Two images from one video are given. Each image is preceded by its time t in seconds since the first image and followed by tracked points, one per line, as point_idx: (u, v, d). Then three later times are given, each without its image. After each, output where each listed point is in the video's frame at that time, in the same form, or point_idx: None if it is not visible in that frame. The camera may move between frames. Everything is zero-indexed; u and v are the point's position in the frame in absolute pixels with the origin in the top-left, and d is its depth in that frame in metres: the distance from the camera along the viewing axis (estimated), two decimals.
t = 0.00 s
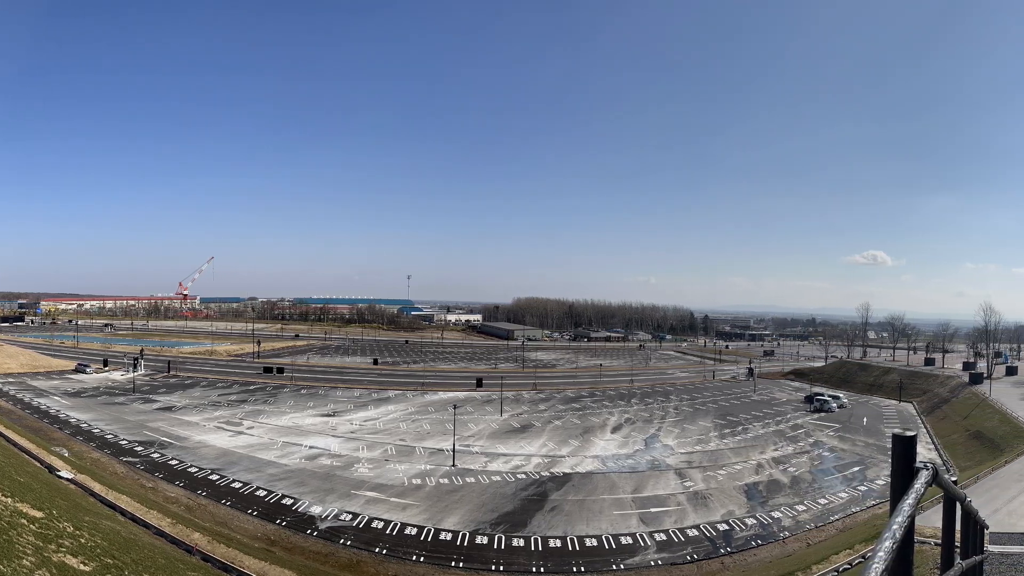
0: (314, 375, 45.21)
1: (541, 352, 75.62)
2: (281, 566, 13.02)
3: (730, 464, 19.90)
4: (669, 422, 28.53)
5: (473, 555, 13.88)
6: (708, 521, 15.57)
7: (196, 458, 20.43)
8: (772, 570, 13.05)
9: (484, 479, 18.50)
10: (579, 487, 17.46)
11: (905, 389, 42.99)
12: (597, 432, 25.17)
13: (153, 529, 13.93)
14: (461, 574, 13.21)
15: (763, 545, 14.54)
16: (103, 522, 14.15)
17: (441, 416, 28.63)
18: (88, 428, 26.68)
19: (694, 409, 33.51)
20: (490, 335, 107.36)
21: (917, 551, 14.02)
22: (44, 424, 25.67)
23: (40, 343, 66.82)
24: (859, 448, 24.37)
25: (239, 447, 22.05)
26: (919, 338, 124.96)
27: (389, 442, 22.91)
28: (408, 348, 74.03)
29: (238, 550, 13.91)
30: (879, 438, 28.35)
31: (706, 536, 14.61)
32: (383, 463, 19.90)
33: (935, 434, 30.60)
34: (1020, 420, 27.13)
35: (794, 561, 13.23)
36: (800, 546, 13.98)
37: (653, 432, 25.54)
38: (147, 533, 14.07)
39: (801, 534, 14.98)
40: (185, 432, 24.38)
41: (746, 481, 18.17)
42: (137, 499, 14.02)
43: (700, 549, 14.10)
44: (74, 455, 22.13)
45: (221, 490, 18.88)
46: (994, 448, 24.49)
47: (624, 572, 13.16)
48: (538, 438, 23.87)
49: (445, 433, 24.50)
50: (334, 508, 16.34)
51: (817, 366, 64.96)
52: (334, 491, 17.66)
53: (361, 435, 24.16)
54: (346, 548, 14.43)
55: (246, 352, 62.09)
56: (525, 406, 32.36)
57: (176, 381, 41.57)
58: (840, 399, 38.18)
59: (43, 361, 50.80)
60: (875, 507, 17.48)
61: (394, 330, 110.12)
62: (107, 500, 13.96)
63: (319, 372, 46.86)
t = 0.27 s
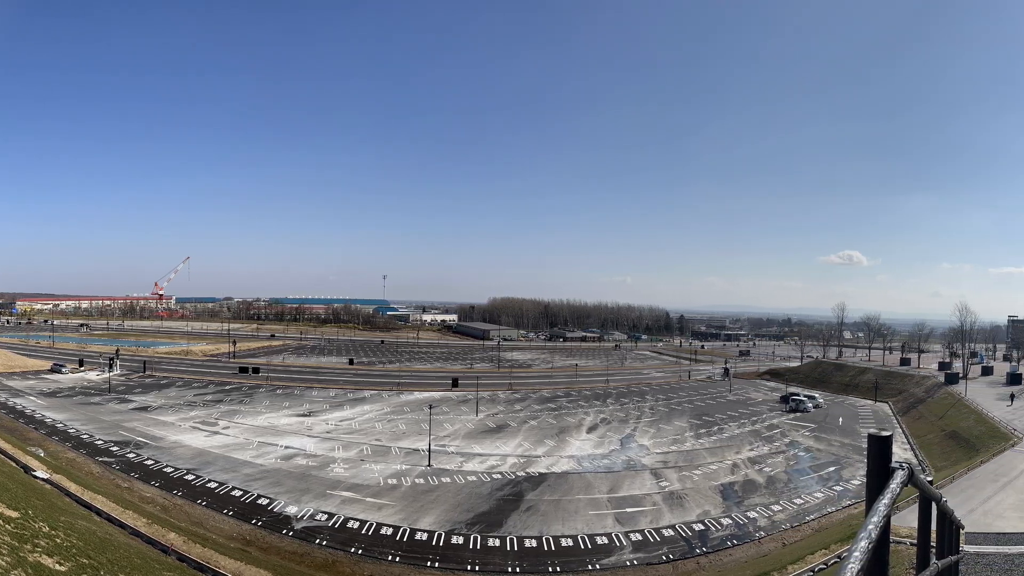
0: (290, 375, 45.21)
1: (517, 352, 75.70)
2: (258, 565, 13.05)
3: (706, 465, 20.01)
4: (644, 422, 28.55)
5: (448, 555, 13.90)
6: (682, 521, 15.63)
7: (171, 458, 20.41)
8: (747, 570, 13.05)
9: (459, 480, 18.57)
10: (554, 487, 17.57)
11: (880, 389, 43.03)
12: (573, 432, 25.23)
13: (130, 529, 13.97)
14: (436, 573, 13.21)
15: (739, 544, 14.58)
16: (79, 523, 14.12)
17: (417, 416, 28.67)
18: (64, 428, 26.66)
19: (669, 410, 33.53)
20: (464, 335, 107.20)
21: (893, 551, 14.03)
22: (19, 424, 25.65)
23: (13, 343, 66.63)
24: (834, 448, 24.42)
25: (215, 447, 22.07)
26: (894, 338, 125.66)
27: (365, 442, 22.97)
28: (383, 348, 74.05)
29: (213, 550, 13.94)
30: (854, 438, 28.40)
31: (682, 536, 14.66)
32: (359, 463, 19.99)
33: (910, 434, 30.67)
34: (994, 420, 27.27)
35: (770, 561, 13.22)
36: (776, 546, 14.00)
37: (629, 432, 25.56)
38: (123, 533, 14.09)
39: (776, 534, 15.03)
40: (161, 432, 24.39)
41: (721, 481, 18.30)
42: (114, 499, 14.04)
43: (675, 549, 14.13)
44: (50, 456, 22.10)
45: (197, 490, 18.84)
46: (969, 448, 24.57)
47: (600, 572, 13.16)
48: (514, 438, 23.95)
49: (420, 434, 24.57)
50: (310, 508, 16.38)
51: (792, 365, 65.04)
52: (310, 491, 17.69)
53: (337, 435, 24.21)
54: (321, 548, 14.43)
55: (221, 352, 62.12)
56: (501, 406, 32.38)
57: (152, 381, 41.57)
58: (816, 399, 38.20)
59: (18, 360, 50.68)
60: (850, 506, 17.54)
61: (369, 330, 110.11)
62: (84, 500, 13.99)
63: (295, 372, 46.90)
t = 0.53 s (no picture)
0: (266, 375, 45.18)
1: (492, 352, 75.70)
2: (233, 565, 13.04)
3: (682, 465, 20.04)
4: (620, 422, 28.52)
5: (424, 555, 13.89)
6: (658, 521, 15.64)
7: (147, 458, 20.38)
8: (723, 570, 13.03)
9: (434, 480, 18.57)
10: (530, 487, 17.58)
11: (856, 389, 43.04)
12: (549, 432, 25.25)
13: (105, 528, 13.96)
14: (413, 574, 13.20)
15: (714, 545, 14.59)
16: (54, 522, 14.04)
17: (391, 416, 28.67)
18: (40, 428, 26.62)
19: (645, 409, 33.51)
20: (438, 336, 107.08)
21: (869, 552, 14.03)
22: None
23: None
24: (810, 448, 24.41)
25: (191, 447, 22.05)
26: (870, 338, 126.11)
27: (341, 442, 22.98)
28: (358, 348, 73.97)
29: (189, 550, 13.93)
30: (829, 438, 28.42)
31: (658, 536, 14.65)
32: (334, 463, 20.01)
33: (886, 434, 30.73)
34: (969, 421, 27.33)
35: (746, 561, 13.20)
36: (752, 546, 13.99)
37: (605, 432, 25.54)
38: (98, 532, 14.05)
39: (751, 534, 15.05)
40: (136, 432, 24.37)
41: (696, 481, 18.35)
42: (89, 498, 14.01)
43: (652, 549, 14.12)
44: (25, 455, 22.06)
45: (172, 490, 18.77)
46: (944, 448, 24.59)
47: (576, 572, 13.16)
48: (489, 438, 23.98)
49: (395, 434, 24.59)
50: (285, 508, 16.39)
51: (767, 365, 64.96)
52: (285, 491, 17.71)
53: (312, 435, 24.22)
54: (296, 548, 14.41)
55: (196, 353, 62.05)
56: (476, 406, 32.38)
57: (127, 381, 41.56)
58: (791, 399, 38.18)
59: None
60: (826, 506, 17.57)
61: (345, 330, 110.04)
62: (58, 499, 13.95)
63: (271, 372, 46.90)
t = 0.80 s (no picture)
0: (242, 375, 45.18)
1: (468, 351, 75.85)
2: (209, 565, 13.02)
3: (658, 465, 20.09)
4: (596, 422, 28.51)
5: (399, 555, 13.88)
6: (635, 521, 15.66)
7: (122, 458, 20.38)
8: (697, 570, 13.03)
9: (410, 480, 18.62)
10: (505, 487, 17.60)
11: (832, 389, 43.11)
12: (524, 432, 25.30)
13: (80, 528, 13.97)
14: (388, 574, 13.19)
15: (690, 544, 14.61)
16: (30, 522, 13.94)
17: (367, 416, 28.73)
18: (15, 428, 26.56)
19: (621, 409, 33.54)
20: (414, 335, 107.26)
21: (844, 552, 14.04)
22: None
23: None
24: (785, 448, 24.47)
25: (167, 447, 22.05)
26: (845, 338, 126.71)
27: (316, 442, 23.03)
28: (333, 348, 73.98)
29: (164, 550, 13.94)
30: (805, 438, 28.51)
31: (634, 535, 14.67)
32: (310, 463, 20.06)
33: (862, 434, 30.81)
34: (944, 421, 27.41)
35: (721, 561, 13.18)
36: (727, 546, 13.99)
37: (581, 432, 25.56)
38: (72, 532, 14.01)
39: (727, 534, 15.06)
40: (111, 432, 24.34)
41: (673, 481, 18.41)
42: (64, 499, 13.99)
43: (627, 549, 14.12)
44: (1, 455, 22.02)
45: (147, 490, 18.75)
46: (920, 448, 24.68)
47: (550, 572, 13.16)
48: (465, 438, 24.03)
49: (371, 433, 24.65)
50: (260, 508, 16.42)
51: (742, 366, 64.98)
52: (261, 491, 17.75)
53: (288, 435, 24.26)
54: (271, 548, 14.41)
55: (173, 352, 62.10)
56: (452, 406, 32.39)
57: (103, 381, 41.54)
58: (767, 399, 38.19)
59: None
60: (802, 506, 17.65)
61: (320, 330, 110.16)
62: (34, 499, 13.95)
63: (247, 372, 46.91)
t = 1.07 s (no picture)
0: (218, 375, 45.14)
1: (443, 351, 75.94)
2: (185, 565, 12.99)
3: (633, 465, 20.23)
4: (572, 422, 28.53)
5: (375, 555, 13.89)
6: (610, 521, 15.72)
7: (98, 458, 20.39)
8: (673, 570, 13.05)
9: (386, 480, 18.72)
10: (481, 488, 17.72)
11: (807, 389, 43.21)
12: (500, 432, 25.37)
13: (56, 529, 13.91)
14: (364, 573, 13.20)
15: (666, 544, 14.66)
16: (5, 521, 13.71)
17: (343, 416, 28.81)
18: None
19: (596, 409, 33.57)
20: (390, 335, 107.18)
21: (820, 552, 14.05)
22: None
23: None
24: (760, 448, 24.55)
25: (143, 447, 22.07)
26: (819, 338, 127.22)
27: (292, 442, 23.09)
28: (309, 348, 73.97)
29: (140, 550, 13.97)
30: (781, 438, 28.60)
31: (609, 536, 14.71)
32: (286, 463, 20.15)
33: (837, 433, 30.91)
34: (920, 421, 27.56)
35: (698, 561, 13.16)
36: (703, 546, 14.00)
37: (557, 432, 25.61)
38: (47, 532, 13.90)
39: (703, 534, 15.12)
40: (87, 432, 24.33)
41: (648, 481, 18.51)
42: (41, 498, 13.94)
43: (602, 549, 14.14)
44: None
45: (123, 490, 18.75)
46: (896, 448, 24.80)
47: (526, 572, 13.15)
48: (440, 438, 24.11)
49: (347, 434, 24.74)
50: (235, 508, 16.47)
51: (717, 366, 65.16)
52: (237, 491, 17.81)
53: (264, 435, 24.34)
54: (246, 548, 14.43)
55: (149, 352, 62.06)
56: (428, 406, 32.43)
57: (78, 381, 41.46)
58: (742, 400, 38.28)
59: None
60: (777, 505, 17.78)
61: (297, 330, 110.13)
62: (10, 499, 13.89)
63: (223, 372, 46.88)
